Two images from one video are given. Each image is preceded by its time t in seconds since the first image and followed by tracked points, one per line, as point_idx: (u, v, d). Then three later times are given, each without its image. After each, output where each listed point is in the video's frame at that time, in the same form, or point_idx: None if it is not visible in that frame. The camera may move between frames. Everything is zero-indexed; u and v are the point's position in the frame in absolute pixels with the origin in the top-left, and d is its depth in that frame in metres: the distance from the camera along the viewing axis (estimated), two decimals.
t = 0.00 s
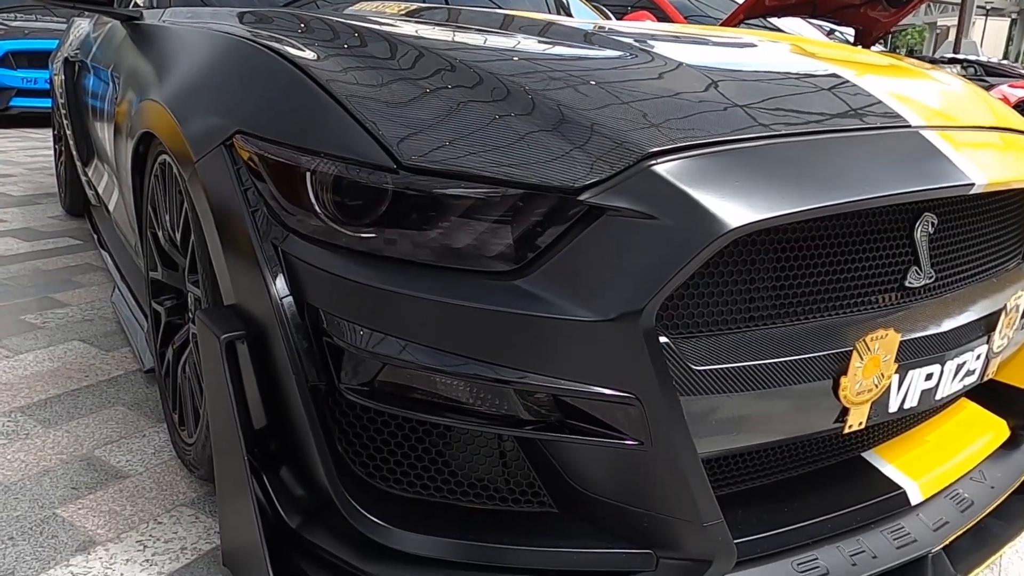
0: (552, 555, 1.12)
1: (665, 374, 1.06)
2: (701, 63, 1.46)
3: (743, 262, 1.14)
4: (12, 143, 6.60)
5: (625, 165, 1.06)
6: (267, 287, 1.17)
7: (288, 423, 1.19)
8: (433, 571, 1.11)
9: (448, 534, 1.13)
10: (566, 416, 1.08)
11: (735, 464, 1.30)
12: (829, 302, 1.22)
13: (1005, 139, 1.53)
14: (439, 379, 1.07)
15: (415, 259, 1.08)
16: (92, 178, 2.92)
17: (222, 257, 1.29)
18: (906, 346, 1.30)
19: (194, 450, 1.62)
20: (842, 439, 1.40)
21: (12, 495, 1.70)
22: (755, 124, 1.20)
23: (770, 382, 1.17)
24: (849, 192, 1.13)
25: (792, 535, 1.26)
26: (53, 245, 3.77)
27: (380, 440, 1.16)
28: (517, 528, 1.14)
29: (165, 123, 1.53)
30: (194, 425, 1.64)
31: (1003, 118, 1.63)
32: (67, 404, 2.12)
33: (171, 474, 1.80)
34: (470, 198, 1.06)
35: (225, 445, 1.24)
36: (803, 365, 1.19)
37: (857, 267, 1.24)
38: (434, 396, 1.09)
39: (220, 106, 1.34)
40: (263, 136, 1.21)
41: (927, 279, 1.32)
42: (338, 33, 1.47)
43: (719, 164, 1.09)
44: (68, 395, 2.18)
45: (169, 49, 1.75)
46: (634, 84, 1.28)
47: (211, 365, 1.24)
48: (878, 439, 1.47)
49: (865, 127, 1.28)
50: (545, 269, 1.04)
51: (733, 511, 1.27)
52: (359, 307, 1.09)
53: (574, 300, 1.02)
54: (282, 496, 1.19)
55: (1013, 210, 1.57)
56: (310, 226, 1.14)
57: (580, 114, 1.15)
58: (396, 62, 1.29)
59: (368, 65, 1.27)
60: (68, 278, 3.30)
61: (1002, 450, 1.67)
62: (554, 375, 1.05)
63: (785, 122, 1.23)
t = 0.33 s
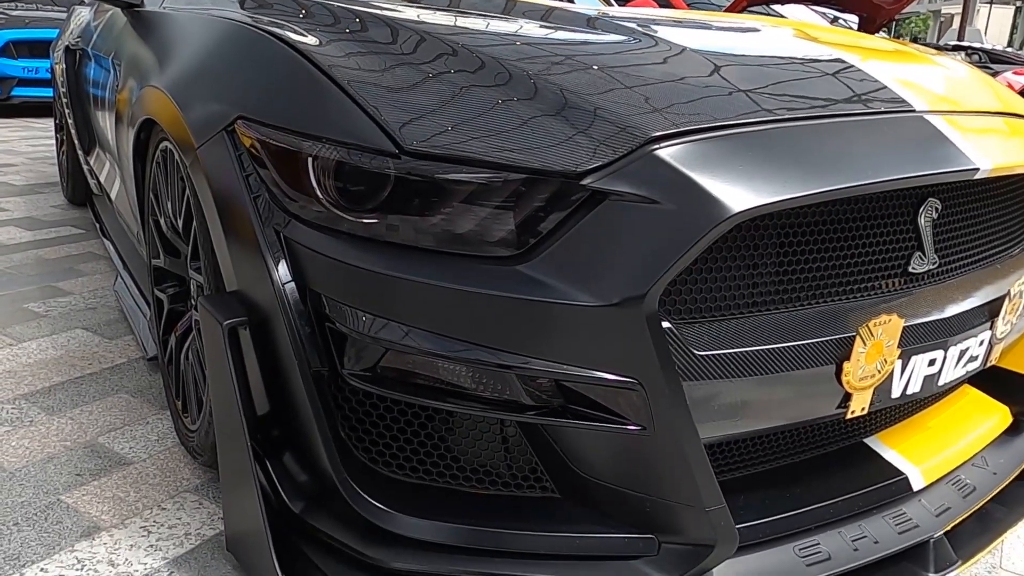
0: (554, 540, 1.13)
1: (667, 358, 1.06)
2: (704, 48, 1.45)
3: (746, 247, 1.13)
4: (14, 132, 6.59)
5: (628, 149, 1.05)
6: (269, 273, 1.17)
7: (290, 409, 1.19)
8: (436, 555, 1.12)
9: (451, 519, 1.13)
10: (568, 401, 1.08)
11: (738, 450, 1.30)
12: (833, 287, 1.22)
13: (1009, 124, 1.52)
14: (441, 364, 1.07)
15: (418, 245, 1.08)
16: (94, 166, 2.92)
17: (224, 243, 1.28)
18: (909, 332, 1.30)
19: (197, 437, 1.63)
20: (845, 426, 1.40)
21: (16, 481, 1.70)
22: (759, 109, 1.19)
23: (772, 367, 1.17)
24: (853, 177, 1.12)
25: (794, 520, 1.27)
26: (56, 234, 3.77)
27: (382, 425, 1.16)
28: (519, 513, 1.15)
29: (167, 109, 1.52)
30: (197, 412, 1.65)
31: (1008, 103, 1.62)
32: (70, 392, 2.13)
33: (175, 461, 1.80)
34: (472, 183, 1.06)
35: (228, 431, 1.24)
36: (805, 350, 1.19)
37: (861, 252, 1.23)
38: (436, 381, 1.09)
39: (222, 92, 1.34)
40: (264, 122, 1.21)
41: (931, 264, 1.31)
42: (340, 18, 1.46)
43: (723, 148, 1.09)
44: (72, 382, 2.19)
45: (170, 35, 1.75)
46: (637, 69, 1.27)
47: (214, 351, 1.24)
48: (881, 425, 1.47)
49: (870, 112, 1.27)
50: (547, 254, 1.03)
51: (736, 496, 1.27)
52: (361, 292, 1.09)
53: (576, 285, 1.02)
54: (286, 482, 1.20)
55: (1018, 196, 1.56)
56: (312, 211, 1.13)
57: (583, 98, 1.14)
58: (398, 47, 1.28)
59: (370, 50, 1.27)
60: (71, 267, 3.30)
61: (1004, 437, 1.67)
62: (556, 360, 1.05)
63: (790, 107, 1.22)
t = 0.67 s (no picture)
0: (554, 525, 1.13)
1: (667, 344, 1.06)
2: (705, 33, 1.44)
3: (747, 233, 1.13)
4: (14, 123, 6.58)
5: (629, 134, 1.04)
6: (268, 259, 1.17)
7: (290, 396, 1.19)
8: (436, 541, 1.12)
9: (451, 505, 1.14)
10: (568, 387, 1.08)
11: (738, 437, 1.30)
12: (834, 273, 1.22)
13: (1012, 110, 1.51)
14: (441, 350, 1.07)
15: (417, 232, 1.08)
16: (93, 155, 2.91)
17: (223, 230, 1.28)
18: (909, 318, 1.30)
19: (197, 425, 1.63)
20: (845, 412, 1.40)
21: (18, 468, 1.71)
22: (760, 94, 1.18)
23: (771, 353, 1.17)
24: (854, 162, 1.12)
25: (793, 506, 1.27)
26: (56, 224, 3.77)
27: (383, 411, 1.16)
28: (519, 499, 1.15)
29: (165, 97, 1.52)
30: (197, 400, 1.65)
31: (1010, 89, 1.61)
32: (71, 380, 2.13)
33: (176, 449, 1.81)
34: (472, 169, 1.05)
35: (228, 418, 1.24)
36: (804, 336, 1.19)
37: (862, 239, 1.23)
38: (436, 367, 1.09)
39: (221, 78, 1.33)
40: (263, 108, 1.20)
41: (931, 251, 1.31)
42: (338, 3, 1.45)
43: (724, 133, 1.08)
44: (73, 371, 2.19)
45: (168, 22, 1.74)
46: (639, 55, 1.26)
47: (214, 338, 1.24)
48: (881, 412, 1.47)
49: (872, 98, 1.27)
50: (546, 241, 1.03)
51: (735, 482, 1.27)
52: (361, 278, 1.08)
53: (576, 271, 1.02)
54: (286, 467, 1.20)
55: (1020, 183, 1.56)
56: (312, 198, 1.13)
57: (584, 84, 1.13)
58: (398, 33, 1.28)
59: (369, 36, 1.26)
60: (71, 256, 3.30)
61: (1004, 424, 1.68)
62: (556, 346, 1.05)
63: (792, 92, 1.21)
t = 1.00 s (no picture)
0: (552, 510, 1.13)
1: (665, 329, 1.06)
2: (705, 18, 1.43)
3: (745, 218, 1.12)
4: (11, 112, 6.55)
5: (627, 118, 1.04)
6: (265, 245, 1.17)
7: (288, 381, 1.19)
8: (433, 525, 1.13)
9: (449, 489, 1.14)
10: (565, 371, 1.08)
11: (736, 422, 1.30)
12: (833, 259, 1.21)
13: (1012, 96, 1.51)
14: (439, 335, 1.07)
15: (414, 217, 1.07)
16: (91, 143, 2.90)
17: (219, 216, 1.28)
18: (907, 304, 1.30)
19: (196, 411, 1.63)
20: (842, 398, 1.40)
21: (16, 455, 1.71)
22: (760, 79, 1.18)
23: (769, 338, 1.17)
24: (852, 147, 1.12)
25: (791, 491, 1.27)
26: (55, 213, 3.76)
27: (380, 397, 1.16)
28: (517, 483, 1.15)
29: (162, 82, 1.51)
30: (195, 386, 1.65)
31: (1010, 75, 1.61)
32: (69, 368, 2.13)
33: (174, 436, 1.81)
34: (469, 154, 1.05)
35: (226, 404, 1.25)
36: (802, 322, 1.19)
37: (860, 224, 1.23)
38: (434, 353, 1.09)
39: (217, 63, 1.33)
40: (259, 92, 1.20)
41: (930, 237, 1.30)
42: None
43: (722, 117, 1.07)
44: (71, 358, 2.19)
45: (165, 7, 1.73)
46: (639, 40, 1.25)
47: (211, 324, 1.24)
48: (878, 398, 1.47)
49: (872, 83, 1.26)
50: (543, 226, 1.03)
51: (733, 467, 1.28)
52: (359, 263, 1.08)
53: (574, 256, 1.02)
54: (284, 452, 1.21)
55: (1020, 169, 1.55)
56: (308, 183, 1.13)
57: (584, 69, 1.12)
58: (396, 17, 1.26)
59: (367, 20, 1.25)
60: (69, 245, 3.29)
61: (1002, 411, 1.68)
62: (554, 331, 1.05)
63: (792, 78, 1.21)
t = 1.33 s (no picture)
0: (550, 494, 1.14)
1: (664, 314, 1.06)
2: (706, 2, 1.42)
3: (744, 203, 1.12)
4: (8, 99, 6.52)
5: (626, 102, 1.03)
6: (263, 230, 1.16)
7: (286, 367, 1.19)
8: (432, 510, 1.13)
9: (447, 474, 1.14)
10: (564, 356, 1.08)
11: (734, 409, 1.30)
12: (832, 245, 1.21)
13: (1013, 82, 1.51)
14: (437, 320, 1.07)
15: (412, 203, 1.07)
16: (88, 130, 2.89)
17: (217, 201, 1.28)
18: (906, 289, 1.30)
19: (195, 397, 1.63)
20: (840, 384, 1.41)
21: (15, 441, 1.71)
22: (760, 63, 1.17)
23: (768, 324, 1.17)
24: (852, 132, 1.11)
25: (788, 476, 1.28)
26: (53, 200, 3.75)
27: (379, 382, 1.16)
28: (515, 468, 1.15)
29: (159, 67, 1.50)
30: (194, 372, 1.65)
31: (1012, 62, 1.60)
32: (68, 354, 2.13)
33: (173, 422, 1.81)
34: (468, 138, 1.04)
35: (224, 390, 1.25)
36: (800, 307, 1.19)
37: (860, 210, 1.22)
38: (432, 338, 1.09)
39: (214, 47, 1.31)
40: (256, 76, 1.19)
41: (929, 223, 1.30)
42: None
43: (722, 101, 1.07)
44: (69, 345, 2.19)
45: None
46: (641, 23, 1.23)
47: (209, 309, 1.23)
48: (876, 384, 1.48)
49: (873, 68, 1.25)
50: (542, 212, 1.03)
51: (731, 452, 1.28)
52: (357, 248, 1.08)
53: (572, 241, 1.02)
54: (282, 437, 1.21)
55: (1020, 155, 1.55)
56: (306, 167, 1.12)
57: (585, 53, 1.10)
58: None
59: (367, 3, 1.23)
60: (67, 232, 3.29)
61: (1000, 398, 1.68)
62: (552, 315, 1.05)
63: (793, 63, 1.20)
